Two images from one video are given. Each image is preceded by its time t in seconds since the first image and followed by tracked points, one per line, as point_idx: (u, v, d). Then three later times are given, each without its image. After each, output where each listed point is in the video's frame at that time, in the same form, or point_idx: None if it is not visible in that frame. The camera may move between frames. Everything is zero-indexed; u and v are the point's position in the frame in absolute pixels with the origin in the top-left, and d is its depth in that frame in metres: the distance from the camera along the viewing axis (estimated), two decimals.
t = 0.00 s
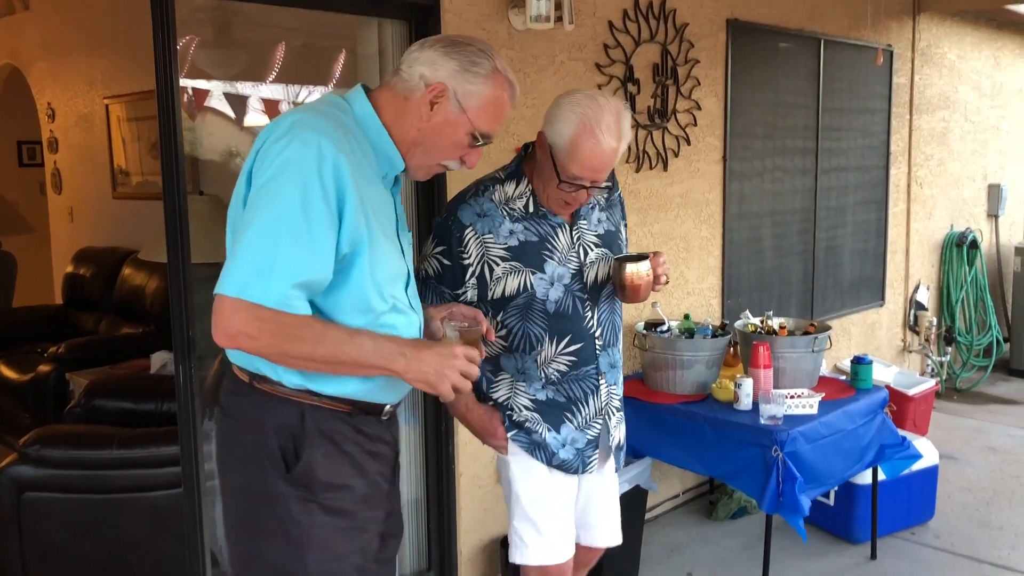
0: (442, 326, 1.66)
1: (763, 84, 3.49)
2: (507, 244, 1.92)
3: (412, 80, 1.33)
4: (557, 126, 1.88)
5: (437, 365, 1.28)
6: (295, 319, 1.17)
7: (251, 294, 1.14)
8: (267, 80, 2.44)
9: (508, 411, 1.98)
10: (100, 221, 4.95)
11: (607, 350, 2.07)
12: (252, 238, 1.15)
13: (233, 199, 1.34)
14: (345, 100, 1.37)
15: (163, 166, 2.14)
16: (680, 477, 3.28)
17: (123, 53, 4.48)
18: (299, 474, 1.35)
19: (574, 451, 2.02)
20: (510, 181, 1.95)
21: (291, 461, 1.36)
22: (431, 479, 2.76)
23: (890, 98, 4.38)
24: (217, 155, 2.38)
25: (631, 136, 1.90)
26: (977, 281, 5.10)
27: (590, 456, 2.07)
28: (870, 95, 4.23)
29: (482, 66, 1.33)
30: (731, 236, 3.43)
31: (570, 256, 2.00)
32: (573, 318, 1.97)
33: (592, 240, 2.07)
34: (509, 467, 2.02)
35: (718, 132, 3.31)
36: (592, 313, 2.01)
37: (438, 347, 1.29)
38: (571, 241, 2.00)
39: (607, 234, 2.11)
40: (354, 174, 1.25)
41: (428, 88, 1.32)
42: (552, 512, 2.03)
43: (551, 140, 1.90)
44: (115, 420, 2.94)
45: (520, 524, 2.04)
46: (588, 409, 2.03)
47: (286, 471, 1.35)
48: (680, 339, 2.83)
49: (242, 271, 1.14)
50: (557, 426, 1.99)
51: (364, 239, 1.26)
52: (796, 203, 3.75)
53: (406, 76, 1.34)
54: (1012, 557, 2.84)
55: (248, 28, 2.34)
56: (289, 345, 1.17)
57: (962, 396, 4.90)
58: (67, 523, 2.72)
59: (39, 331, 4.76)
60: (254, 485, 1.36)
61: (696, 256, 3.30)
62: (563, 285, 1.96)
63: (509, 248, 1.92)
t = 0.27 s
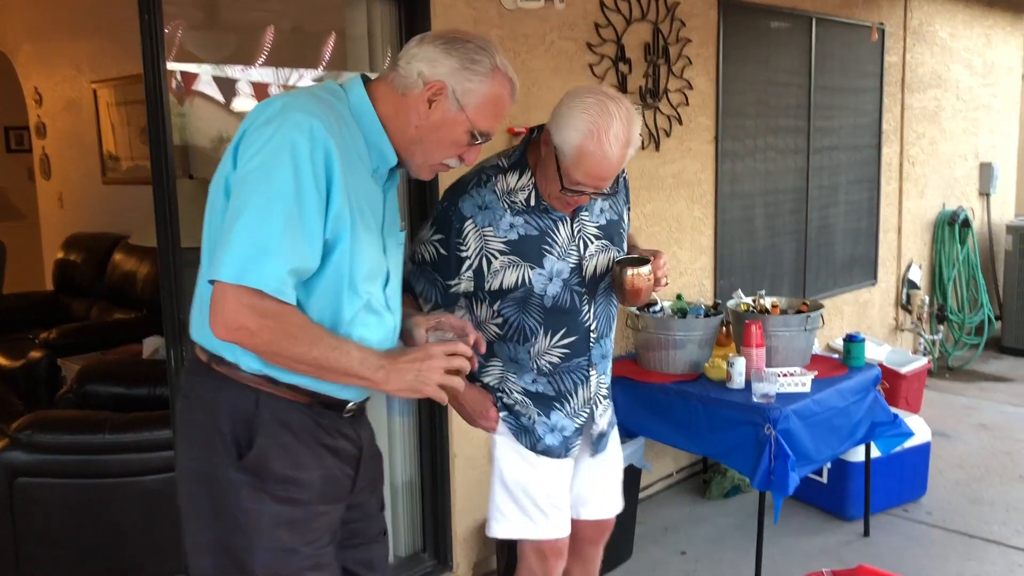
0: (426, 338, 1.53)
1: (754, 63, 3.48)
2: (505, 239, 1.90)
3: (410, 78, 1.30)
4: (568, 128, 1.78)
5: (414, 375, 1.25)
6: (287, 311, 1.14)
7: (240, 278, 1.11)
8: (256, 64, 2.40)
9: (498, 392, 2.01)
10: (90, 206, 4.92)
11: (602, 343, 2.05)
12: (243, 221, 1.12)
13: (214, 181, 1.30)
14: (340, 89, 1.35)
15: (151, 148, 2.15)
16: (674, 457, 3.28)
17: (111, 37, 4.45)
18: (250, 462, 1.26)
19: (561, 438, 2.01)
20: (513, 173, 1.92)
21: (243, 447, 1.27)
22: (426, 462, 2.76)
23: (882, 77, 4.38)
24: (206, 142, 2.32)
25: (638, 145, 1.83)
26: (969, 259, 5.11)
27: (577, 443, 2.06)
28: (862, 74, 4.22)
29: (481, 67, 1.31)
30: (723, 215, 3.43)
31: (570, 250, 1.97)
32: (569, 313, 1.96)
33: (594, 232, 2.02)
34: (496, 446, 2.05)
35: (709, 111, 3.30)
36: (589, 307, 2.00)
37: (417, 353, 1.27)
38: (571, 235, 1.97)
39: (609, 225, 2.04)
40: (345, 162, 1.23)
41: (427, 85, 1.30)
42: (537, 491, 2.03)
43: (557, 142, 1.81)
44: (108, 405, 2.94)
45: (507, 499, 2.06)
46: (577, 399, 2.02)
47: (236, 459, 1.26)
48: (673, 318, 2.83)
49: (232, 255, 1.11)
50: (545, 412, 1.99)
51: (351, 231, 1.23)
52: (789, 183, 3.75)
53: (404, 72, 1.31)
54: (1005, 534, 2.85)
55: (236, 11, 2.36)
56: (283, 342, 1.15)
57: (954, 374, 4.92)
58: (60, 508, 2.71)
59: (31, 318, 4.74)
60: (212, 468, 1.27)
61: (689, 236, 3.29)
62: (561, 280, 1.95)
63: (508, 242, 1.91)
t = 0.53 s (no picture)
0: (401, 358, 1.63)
1: (743, 30, 3.46)
2: (500, 211, 1.90)
3: (407, 99, 1.29)
4: (570, 111, 1.79)
5: (388, 411, 1.25)
6: (261, 334, 1.13)
7: (218, 296, 1.09)
8: (242, 34, 2.36)
9: (489, 356, 2.03)
10: (74, 179, 4.87)
11: (592, 321, 2.04)
12: (226, 239, 1.09)
13: (190, 178, 1.26)
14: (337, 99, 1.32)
15: (134, 122, 2.14)
16: (663, 427, 3.30)
17: (92, 6, 4.39)
18: (204, 463, 1.27)
19: (544, 409, 2.03)
20: (515, 145, 1.90)
21: (196, 449, 1.27)
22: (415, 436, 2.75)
23: (871, 44, 4.36)
24: (192, 114, 2.29)
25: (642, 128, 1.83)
26: (957, 227, 5.13)
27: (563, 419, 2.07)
28: (851, 41, 4.20)
29: (479, 93, 1.31)
30: (713, 185, 3.43)
31: (568, 227, 1.95)
32: (561, 289, 1.96)
33: (594, 212, 1.99)
34: (486, 413, 2.08)
35: (698, 79, 3.28)
36: (580, 285, 2.00)
37: (392, 390, 1.27)
38: (570, 212, 1.95)
39: (610, 205, 2.01)
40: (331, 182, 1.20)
41: (424, 106, 1.28)
42: (531, 460, 2.05)
43: (561, 121, 1.80)
44: (97, 379, 2.93)
45: (501, 467, 2.09)
46: (565, 374, 2.03)
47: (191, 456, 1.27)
48: (664, 289, 2.83)
49: (213, 273, 1.08)
50: (533, 380, 2.01)
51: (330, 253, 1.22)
52: (778, 152, 3.74)
53: (401, 93, 1.30)
54: (991, 499, 2.87)
55: None
56: (257, 368, 1.14)
57: (942, 341, 4.96)
58: (48, 484, 2.69)
59: (18, 293, 4.71)
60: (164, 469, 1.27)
61: (678, 206, 3.28)
62: (554, 256, 1.94)
63: (505, 213, 1.90)
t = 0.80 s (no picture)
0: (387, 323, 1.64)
1: None
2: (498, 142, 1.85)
3: (429, 133, 1.29)
4: (565, 35, 1.73)
5: (354, 437, 1.27)
6: (228, 345, 1.18)
7: (196, 302, 1.14)
8: None
9: (490, 290, 2.02)
10: (54, 127, 4.80)
11: (587, 257, 2.03)
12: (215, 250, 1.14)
13: (204, 167, 1.30)
14: (364, 119, 1.33)
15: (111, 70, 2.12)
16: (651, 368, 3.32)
17: None
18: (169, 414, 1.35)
19: (541, 345, 2.03)
20: (512, 76, 1.85)
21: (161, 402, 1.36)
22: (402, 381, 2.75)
23: None
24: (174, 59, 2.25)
25: (639, 40, 1.79)
26: (946, 169, 5.14)
27: (560, 352, 2.07)
28: None
29: (504, 134, 1.28)
30: (701, 126, 3.40)
31: (566, 161, 1.91)
32: (557, 224, 1.95)
33: (594, 146, 1.94)
34: (486, 346, 2.09)
35: (686, 18, 3.23)
36: (578, 222, 1.98)
37: (363, 416, 1.29)
38: (568, 146, 1.90)
39: (611, 141, 1.97)
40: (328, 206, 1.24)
41: (442, 145, 1.28)
42: (527, 391, 2.06)
43: (557, 48, 1.75)
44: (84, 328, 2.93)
45: (498, 398, 2.11)
46: (563, 310, 2.02)
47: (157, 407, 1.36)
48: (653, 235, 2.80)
49: (195, 280, 1.13)
50: (529, 317, 2.01)
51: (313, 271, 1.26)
52: (766, 93, 3.71)
53: (425, 127, 1.30)
54: (974, 435, 2.91)
55: None
56: (220, 373, 1.19)
57: (928, 283, 5.00)
58: (36, 432, 2.69)
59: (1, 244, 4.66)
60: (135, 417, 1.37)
61: (666, 147, 3.26)
62: (551, 191, 1.92)
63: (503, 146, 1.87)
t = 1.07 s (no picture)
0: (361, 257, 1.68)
1: None
2: (489, 42, 1.81)
3: (440, 157, 1.29)
4: None
5: (338, 414, 1.34)
6: (216, 319, 1.24)
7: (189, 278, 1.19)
8: None
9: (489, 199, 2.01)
10: (29, 42, 4.69)
11: (587, 161, 1.98)
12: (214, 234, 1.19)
13: (226, 140, 1.34)
14: (387, 124, 1.34)
15: None
16: (639, 286, 3.32)
17: None
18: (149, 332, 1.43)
19: (542, 252, 2.01)
20: None
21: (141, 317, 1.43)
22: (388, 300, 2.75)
23: None
24: None
25: None
26: (935, 86, 5.15)
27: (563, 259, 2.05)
28: None
29: (511, 169, 1.28)
30: (690, 39, 3.35)
31: (561, 61, 1.86)
32: (554, 127, 1.90)
33: (589, 45, 1.89)
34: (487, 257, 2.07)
35: None
36: (575, 124, 1.93)
37: (348, 394, 1.36)
38: (562, 45, 1.85)
39: (607, 41, 1.92)
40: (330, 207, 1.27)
41: (450, 171, 1.29)
42: (525, 302, 2.06)
43: None
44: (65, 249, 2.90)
45: (495, 309, 2.10)
46: (563, 216, 1.99)
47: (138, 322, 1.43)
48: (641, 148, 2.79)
49: (191, 257, 1.18)
50: (529, 226, 1.99)
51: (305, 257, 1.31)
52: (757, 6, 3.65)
53: (438, 150, 1.30)
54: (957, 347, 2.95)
55: None
56: (205, 342, 1.26)
57: (915, 199, 5.02)
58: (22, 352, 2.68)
59: None
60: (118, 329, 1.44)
61: (655, 60, 3.21)
62: (546, 91, 1.86)
63: (494, 46, 1.81)
